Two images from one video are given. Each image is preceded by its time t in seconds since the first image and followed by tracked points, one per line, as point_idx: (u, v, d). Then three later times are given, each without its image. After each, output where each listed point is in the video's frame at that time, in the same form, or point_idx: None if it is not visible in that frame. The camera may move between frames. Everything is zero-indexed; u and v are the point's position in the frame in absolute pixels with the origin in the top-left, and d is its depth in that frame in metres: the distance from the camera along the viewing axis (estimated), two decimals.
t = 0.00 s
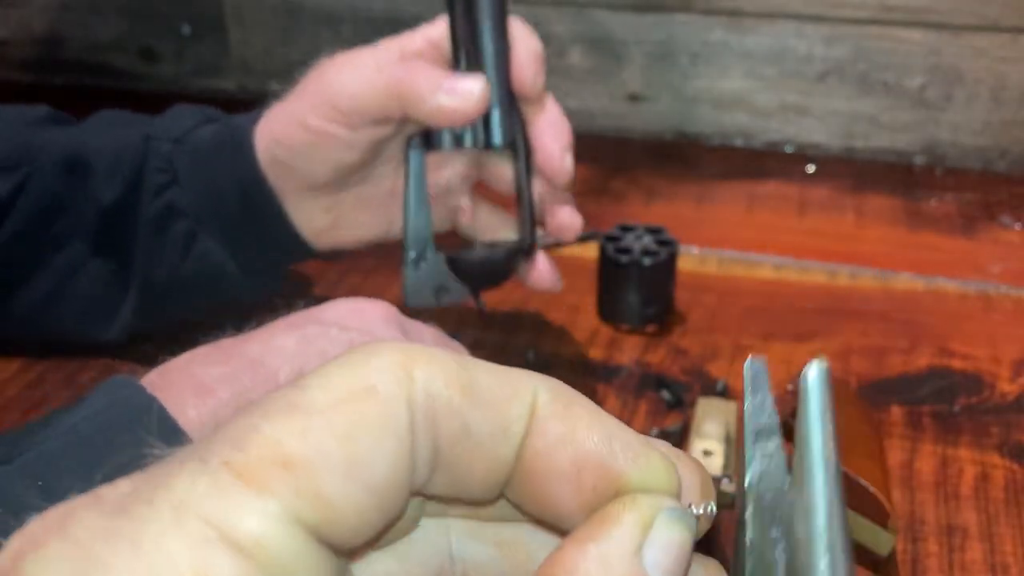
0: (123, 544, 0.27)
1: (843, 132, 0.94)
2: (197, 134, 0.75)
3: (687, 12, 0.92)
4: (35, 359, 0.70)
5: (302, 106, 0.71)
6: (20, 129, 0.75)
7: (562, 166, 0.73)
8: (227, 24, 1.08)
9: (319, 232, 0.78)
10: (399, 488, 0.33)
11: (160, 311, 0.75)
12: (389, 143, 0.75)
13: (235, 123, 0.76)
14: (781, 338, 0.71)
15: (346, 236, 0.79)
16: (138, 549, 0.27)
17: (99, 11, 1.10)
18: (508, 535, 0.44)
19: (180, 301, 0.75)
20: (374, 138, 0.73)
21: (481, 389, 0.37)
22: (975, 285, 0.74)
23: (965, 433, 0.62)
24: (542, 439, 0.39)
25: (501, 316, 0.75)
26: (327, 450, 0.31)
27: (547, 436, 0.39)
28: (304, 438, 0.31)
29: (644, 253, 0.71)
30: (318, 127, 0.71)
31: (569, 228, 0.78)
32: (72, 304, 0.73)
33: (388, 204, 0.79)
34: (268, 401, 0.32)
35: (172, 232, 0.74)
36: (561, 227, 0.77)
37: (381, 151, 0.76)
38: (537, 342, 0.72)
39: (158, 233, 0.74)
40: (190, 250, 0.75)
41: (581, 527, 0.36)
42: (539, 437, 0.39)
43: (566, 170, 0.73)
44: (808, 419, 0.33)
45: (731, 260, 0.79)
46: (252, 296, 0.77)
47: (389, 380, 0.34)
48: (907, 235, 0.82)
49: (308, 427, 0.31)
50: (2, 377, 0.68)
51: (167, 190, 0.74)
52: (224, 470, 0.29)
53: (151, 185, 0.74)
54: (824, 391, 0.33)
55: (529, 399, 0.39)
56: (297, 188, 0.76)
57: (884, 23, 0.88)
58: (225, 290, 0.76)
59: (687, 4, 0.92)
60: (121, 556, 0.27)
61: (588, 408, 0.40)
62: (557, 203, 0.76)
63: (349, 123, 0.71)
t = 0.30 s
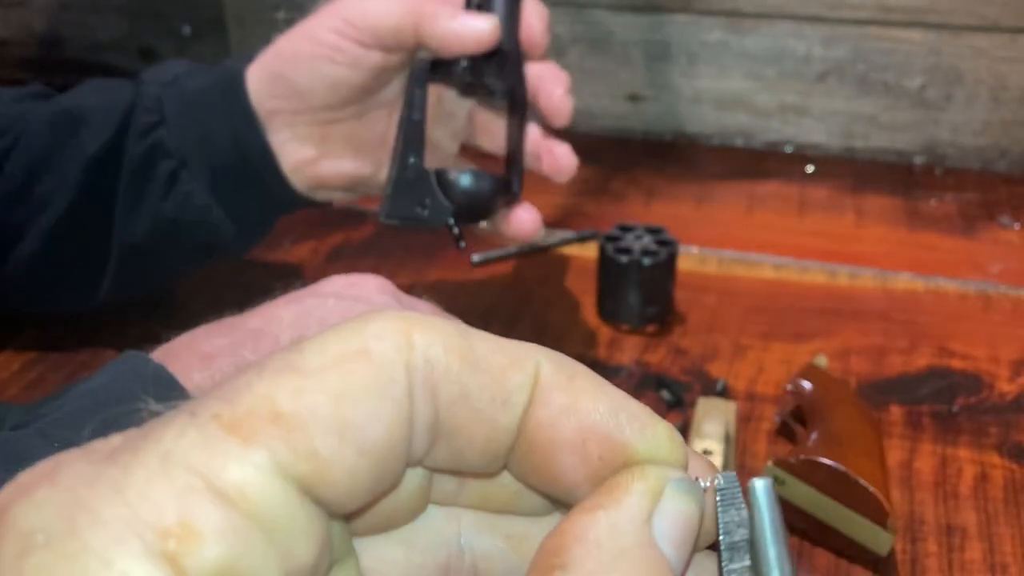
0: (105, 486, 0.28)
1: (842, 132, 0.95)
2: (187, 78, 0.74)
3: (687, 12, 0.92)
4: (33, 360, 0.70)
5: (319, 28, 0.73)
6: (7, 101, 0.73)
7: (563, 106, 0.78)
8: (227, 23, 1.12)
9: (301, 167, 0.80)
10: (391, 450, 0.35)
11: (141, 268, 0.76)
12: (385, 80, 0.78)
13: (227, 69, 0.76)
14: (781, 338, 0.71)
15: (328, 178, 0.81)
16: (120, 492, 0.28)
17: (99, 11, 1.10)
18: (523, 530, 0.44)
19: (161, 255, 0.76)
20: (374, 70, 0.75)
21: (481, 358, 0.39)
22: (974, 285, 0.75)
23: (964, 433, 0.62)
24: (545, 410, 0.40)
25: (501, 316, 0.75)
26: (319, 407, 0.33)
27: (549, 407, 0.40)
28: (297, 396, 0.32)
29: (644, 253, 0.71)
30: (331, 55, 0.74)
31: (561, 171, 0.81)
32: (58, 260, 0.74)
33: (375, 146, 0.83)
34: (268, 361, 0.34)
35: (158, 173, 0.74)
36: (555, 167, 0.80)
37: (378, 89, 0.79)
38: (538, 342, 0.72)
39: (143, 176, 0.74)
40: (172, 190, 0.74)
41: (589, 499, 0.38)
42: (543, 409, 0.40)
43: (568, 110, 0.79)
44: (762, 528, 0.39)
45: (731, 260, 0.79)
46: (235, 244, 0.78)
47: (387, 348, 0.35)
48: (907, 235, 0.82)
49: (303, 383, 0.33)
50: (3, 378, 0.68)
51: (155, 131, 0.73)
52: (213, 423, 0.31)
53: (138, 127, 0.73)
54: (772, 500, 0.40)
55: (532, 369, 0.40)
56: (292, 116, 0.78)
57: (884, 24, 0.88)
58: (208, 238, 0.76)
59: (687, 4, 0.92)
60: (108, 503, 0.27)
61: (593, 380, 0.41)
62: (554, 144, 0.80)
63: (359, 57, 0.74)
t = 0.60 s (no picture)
0: (104, 491, 0.29)
1: (842, 132, 0.94)
2: (201, 63, 0.76)
3: (688, 11, 0.92)
4: (33, 359, 0.70)
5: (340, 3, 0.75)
6: (15, 93, 0.75)
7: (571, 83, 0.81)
8: (226, 23, 1.08)
9: (315, 143, 0.80)
10: (400, 460, 0.35)
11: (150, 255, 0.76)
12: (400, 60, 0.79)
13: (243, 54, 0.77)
14: (781, 338, 0.71)
15: (339, 155, 0.81)
16: (120, 498, 0.29)
17: (98, 11, 1.09)
18: (526, 544, 0.44)
19: (170, 242, 0.76)
20: (391, 49, 0.77)
21: (492, 367, 0.39)
22: (975, 285, 0.74)
23: (966, 433, 0.61)
24: (558, 425, 0.40)
25: (501, 315, 0.75)
26: (327, 414, 0.33)
27: (562, 422, 0.40)
28: (304, 401, 0.33)
29: (644, 253, 0.71)
30: (349, 29, 0.76)
31: (575, 146, 0.83)
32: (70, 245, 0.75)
33: (387, 128, 0.83)
34: (276, 365, 0.34)
35: (170, 154, 0.74)
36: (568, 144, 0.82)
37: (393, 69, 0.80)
38: (538, 342, 0.72)
39: (155, 159, 0.74)
40: (184, 169, 0.74)
41: (609, 518, 0.38)
42: (556, 424, 0.40)
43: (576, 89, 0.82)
44: (768, 535, 0.40)
45: (731, 259, 0.79)
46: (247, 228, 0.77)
47: (397, 355, 0.36)
48: (907, 235, 0.82)
49: (311, 390, 0.33)
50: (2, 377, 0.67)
51: (169, 112, 0.74)
52: (218, 429, 0.31)
53: (151, 110, 0.74)
54: (779, 511, 0.40)
55: (544, 383, 0.40)
56: (306, 91, 0.79)
57: (885, 23, 0.88)
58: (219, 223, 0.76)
59: (688, 3, 0.92)
60: (107, 509, 0.28)
61: (607, 395, 0.41)
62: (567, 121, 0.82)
63: (376, 34, 0.75)
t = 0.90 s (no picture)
0: (113, 474, 0.29)
1: (843, 132, 0.94)
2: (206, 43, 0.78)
3: (689, 10, 0.92)
4: (33, 358, 0.69)
5: None
6: (24, 85, 0.78)
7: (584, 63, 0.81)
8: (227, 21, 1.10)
9: (312, 114, 0.77)
10: (407, 452, 0.35)
11: (151, 229, 0.78)
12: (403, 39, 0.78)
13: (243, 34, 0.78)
14: (781, 338, 0.71)
15: (338, 128, 0.78)
16: (129, 483, 0.29)
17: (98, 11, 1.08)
18: (527, 540, 0.44)
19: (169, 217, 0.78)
20: (393, 26, 0.77)
21: (503, 362, 0.39)
22: (975, 285, 0.74)
23: (966, 433, 0.61)
24: (567, 421, 0.40)
25: (501, 315, 0.75)
26: (338, 405, 0.33)
27: (571, 419, 0.40)
28: (315, 392, 0.32)
29: (644, 253, 0.71)
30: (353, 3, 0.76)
31: (582, 128, 0.79)
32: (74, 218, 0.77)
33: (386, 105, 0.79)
34: (285, 355, 0.34)
35: (169, 127, 0.76)
36: (570, 124, 0.79)
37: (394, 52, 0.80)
38: (538, 341, 0.72)
39: (156, 132, 0.76)
40: (182, 143, 0.75)
41: (617, 517, 0.38)
42: (565, 420, 0.40)
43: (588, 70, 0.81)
44: (747, 541, 0.40)
45: (731, 260, 0.79)
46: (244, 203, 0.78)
47: (408, 346, 0.36)
48: (908, 235, 0.82)
49: (322, 379, 0.33)
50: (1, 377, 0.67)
51: (167, 90, 0.76)
52: (227, 415, 0.31)
53: (153, 85, 0.76)
54: (758, 519, 0.40)
55: (553, 378, 0.40)
56: (308, 64, 0.77)
57: (885, 23, 0.88)
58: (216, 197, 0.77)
59: (688, 3, 0.92)
60: (114, 492, 0.29)
61: (616, 394, 0.41)
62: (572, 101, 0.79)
63: (379, 8, 0.76)
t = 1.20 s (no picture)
0: (113, 464, 0.29)
1: (844, 132, 0.94)
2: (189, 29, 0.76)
3: (689, 10, 0.92)
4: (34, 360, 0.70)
5: None
6: None
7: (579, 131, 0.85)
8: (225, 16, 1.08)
9: (283, 98, 0.75)
10: (400, 446, 0.35)
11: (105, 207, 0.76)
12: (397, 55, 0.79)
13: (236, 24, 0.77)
14: (781, 338, 0.71)
15: (306, 118, 0.75)
16: (129, 470, 0.29)
17: (98, 11, 1.07)
18: (523, 535, 0.43)
19: (125, 195, 0.76)
20: (392, 39, 0.77)
21: (491, 358, 0.39)
22: (976, 285, 0.74)
23: (966, 433, 0.61)
24: (553, 414, 0.39)
25: (501, 316, 0.75)
26: (326, 398, 0.33)
27: (557, 412, 0.39)
28: (303, 386, 0.32)
29: (644, 253, 0.71)
30: (358, 11, 0.76)
31: (561, 170, 0.83)
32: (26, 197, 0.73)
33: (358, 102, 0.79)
34: (279, 351, 0.34)
35: (136, 101, 0.73)
36: (550, 166, 0.83)
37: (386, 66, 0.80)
38: (538, 341, 0.72)
39: (121, 107, 0.74)
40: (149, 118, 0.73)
41: (599, 505, 0.37)
42: (550, 413, 0.39)
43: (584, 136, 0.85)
44: (728, 545, 0.37)
45: (731, 259, 0.79)
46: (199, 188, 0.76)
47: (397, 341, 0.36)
48: (909, 235, 0.82)
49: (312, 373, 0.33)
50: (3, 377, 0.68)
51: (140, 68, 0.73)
52: (224, 408, 0.31)
53: (129, 60, 0.74)
54: (737, 516, 0.38)
55: (539, 374, 0.39)
56: (296, 50, 0.76)
57: (886, 23, 0.87)
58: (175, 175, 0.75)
59: (689, 2, 0.91)
60: (116, 480, 0.28)
61: (602, 388, 0.40)
62: (558, 146, 0.83)
63: (384, 21, 0.76)
